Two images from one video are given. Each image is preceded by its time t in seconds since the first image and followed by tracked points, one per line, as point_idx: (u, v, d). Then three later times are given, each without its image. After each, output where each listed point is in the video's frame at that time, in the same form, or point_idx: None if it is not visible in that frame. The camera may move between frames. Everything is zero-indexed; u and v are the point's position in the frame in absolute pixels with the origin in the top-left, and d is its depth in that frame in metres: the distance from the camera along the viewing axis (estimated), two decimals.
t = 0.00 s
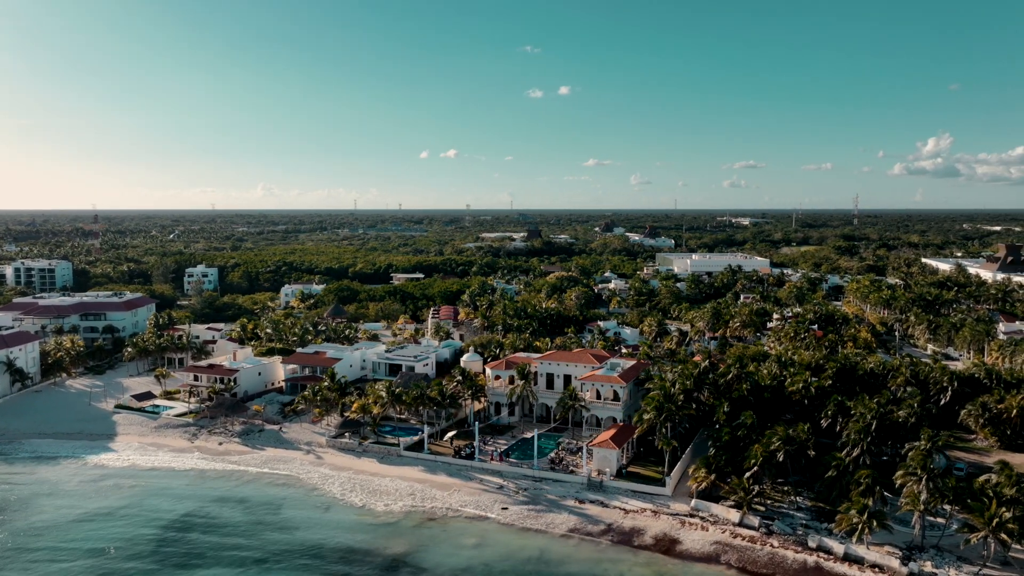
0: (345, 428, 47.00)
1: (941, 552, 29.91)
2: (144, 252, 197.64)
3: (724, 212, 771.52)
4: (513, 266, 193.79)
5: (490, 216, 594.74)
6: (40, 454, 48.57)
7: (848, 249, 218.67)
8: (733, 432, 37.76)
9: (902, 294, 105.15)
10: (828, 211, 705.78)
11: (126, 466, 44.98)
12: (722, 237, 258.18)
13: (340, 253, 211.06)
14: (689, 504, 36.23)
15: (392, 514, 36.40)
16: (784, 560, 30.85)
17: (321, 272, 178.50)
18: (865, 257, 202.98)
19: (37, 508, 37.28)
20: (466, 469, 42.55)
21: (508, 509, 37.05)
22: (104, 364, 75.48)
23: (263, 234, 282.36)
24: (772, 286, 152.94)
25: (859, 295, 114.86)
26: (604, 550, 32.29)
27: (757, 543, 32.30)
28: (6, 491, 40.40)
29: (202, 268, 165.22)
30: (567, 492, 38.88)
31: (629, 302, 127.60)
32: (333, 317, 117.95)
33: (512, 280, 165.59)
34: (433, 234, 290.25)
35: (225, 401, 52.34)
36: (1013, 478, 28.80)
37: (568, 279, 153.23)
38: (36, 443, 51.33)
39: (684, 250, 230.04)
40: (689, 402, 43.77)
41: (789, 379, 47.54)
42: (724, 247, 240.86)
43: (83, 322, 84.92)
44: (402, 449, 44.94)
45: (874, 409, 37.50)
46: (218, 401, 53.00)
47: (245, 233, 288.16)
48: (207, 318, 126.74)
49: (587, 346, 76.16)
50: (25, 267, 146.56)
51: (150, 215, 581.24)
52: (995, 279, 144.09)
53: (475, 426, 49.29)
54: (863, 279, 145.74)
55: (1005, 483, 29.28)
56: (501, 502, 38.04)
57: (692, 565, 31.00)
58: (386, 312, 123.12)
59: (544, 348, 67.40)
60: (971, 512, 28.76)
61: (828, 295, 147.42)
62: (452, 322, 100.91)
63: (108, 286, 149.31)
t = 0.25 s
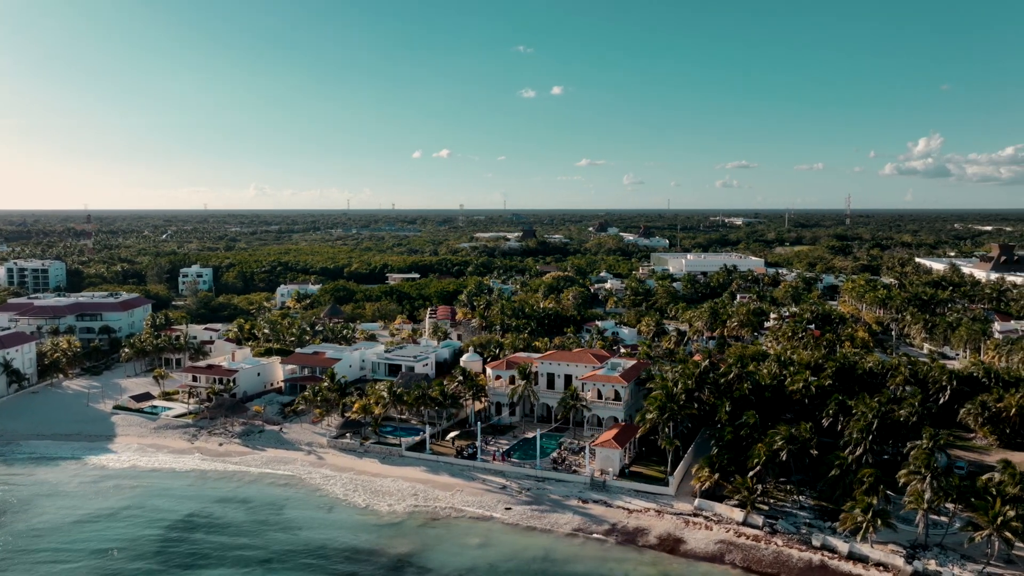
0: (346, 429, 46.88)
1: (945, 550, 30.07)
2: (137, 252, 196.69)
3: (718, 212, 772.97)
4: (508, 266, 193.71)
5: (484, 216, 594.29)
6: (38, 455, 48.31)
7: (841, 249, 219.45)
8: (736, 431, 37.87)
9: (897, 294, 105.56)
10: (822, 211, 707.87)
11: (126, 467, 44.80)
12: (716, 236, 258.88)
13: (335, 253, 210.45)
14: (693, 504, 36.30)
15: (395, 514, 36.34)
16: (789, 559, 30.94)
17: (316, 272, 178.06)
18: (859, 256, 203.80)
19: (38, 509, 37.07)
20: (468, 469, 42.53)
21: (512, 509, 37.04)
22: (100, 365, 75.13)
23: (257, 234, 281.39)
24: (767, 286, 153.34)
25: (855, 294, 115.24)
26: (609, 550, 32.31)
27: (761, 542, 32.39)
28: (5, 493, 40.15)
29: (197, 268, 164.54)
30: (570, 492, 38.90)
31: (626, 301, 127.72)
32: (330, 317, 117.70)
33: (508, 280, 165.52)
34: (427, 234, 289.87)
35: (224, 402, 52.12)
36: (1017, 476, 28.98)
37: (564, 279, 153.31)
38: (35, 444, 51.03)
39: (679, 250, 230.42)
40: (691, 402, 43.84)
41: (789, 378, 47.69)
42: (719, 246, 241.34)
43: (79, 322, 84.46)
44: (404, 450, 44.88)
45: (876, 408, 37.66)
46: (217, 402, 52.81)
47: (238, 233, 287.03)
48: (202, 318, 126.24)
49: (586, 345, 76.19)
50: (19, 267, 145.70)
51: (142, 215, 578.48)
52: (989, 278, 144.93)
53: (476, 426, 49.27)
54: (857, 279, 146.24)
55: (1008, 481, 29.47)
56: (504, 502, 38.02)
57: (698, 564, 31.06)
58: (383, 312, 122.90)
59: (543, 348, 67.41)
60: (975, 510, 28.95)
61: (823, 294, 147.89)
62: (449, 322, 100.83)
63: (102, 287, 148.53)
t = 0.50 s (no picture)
0: (347, 430, 46.76)
1: (949, 549, 30.23)
2: (130, 253, 195.67)
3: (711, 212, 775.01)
4: (504, 266, 193.73)
5: (478, 216, 594.13)
6: (37, 457, 47.93)
7: (835, 249, 220.42)
8: (739, 431, 37.94)
9: (892, 293, 106.11)
10: (814, 211, 710.70)
11: (126, 468, 44.52)
12: (710, 236, 259.64)
13: (329, 253, 209.87)
14: (696, 503, 36.38)
15: (399, 515, 36.24)
16: (793, 557, 31.05)
17: (311, 272, 177.62)
18: (852, 256, 204.82)
19: (39, 511, 36.85)
20: (471, 470, 42.49)
21: (516, 509, 37.03)
22: (97, 366, 74.73)
23: (250, 234, 280.31)
24: (762, 286, 153.87)
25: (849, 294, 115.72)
26: (615, 549, 32.31)
27: (765, 541, 32.47)
28: (5, 494, 39.89)
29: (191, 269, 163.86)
30: (573, 492, 38.90)
31: (622, 301, 127.87)
32: (326, 317, 117.46)
33: (503, 280, 165.47)
34: (421, 234, 289.51)
35: (224, 402, 51.87)
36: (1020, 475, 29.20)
37: (560, 279, 153.42)
38: (32, 446, 50.62)
39: (674, 250, 230.99)
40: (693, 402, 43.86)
41: (789, 377, 47.82)
42: (713, 246, 241.96)
43: (74, 323, 83.98)
44: (406, 450, 44.81)
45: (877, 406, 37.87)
46: (217, 403, 52.60)
47: (231, 233, 285.89)
48: (198, 319, 125.74)
49: (584, 345, 76.28)
50: (11, 268, 144.80)
51: (132, 215, 575.29)
52: (981, 277, 145.94)
53: (477, 426, 49.23)
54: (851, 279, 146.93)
55: (1012, 479, 29.70)
56: (508, 502, 37.99)
57: (704, 563, 31.11)
58: (380, 313, 122.68)
59: (542, 348, 67.44)
60: (979, 509, 29.12)
61: (818, 294, 148.50)
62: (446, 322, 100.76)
63: (96, 287, 147.72)
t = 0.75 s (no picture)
0: (349, 430, 46.67)
1: (953, 547, 30.40)
2: (122, 253, 194.55)
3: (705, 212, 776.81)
4: (499, 266, 193.68)
5: (472, 216, 594.03)
6: (35, 458, 47.61)
7: (828, 248, 221.35)
8: (742, 431, 38.02)
9: (887, 293, 106.57)
10: (807, 211, 713.75)
11: (126, 470, 44.27)
12: (704, 236, 260.31)
13: (323, 253, 209.28)
14: (700, 502, 36.43)
15: (403, 516, 36.17)
16: (798, 556, 31.16)
17: (306, 272, 177.14)
18: (846, 256, 205.71)
19: (40, 513, 36.60)
20: (473, 470, 42.44)
21: (520, 509, 37.03)
22: (93, 367, 74.31)
23: (243, 234, 279.09)
24: (756, 285, 154.31)
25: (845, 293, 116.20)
26: (620, 549, 32.37)
27: (770, 540, 32.57)
28: (5, 496, 39.61)
29: (185, 269, 163.16)
30: (576, 491, 38.93)
31: (618, 301, 128.05)
32: (323, 317, 117.23)
33: (499, 280, 165.51)
34: (415, 234, 289.08)
35: (224, 403, 51.68)
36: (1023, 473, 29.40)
37: (556, 279, 153.51)
38: (31, 447, 50.31)
39: (668, 250, 231.40)
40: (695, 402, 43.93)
41: (790, 376, 47.97)
42: (707, 246, 242.53)
43: (69, 324, 83.49)
44: (408, 451, 44.73)
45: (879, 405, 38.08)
46: (217, 403, 52.38)
47: (224, 233, 284.61)
48: (193, 319, 125.16)
49: (583, 345, 76.39)
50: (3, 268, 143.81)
51: (123, 215, 572.21)
52: (974, 277, 146.83)
53: (478, 426, 49.21)
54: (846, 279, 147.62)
55: (1015, 477, 29.89)
56: (511, 502, 37.99)
57: (710, 563, 31.16)
58: (376, 313, 122.50)
59: (541, 348, 67.48)
60: (983, 507, 29.29)
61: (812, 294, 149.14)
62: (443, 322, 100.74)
63: (89, 287, 146.88)
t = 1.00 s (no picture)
0: (350, 431, 46.55)
1: (956, 545, 30.55)
2: (116, 253, 193.53)
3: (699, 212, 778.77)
4: (494, 266, 193.58)
5: (466, 216, 593.61)
6: (34, 460, 47.32)
7: (822, 248, 222.06)
8: (745, 430, 38.08)
9: (883, 292, 106.94)
10: (799, 211, 715.24)
11: (126, 471, 44.05)
12: (699, 236, 260.78)
13: (318, 253, 208.69)
14: (703, 502, 36.50)
15: (407, 516, 36.10)
16: (803, 555, 31.23)
17: (301, 272, 176.65)
18: (840, 255, 206.42)
19: (41, 514, 36.35)
20: (476, 470, 42.43)
21: (524, 509, 37.00)
22: (89, 368, 73.93)
23: (237, 234, 277.92)
24: (752, 285, 154.65)
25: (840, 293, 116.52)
26: (625, 548, 32.39)
27: (774, 539, 32.64)
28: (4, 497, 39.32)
29: (179, 269, 162.45)
30: (580, 491, 38.92)
31: (615, 301, 128.12)
32: (319, 318, 116.95)
33: (495, 280, 165.42)
34: (409, 234, 288.64)
35: (224, 404, 51.48)
36: None
37: (552, 278, 153.50)
38: (29, 447, 49.99)
39: (663, 250, 231.79)
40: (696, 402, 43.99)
41: (790, 375, 48.08)
42: (702, 246, 242.99)
43: (65, 324, 83.01)
44: (410, 451, 44.66)
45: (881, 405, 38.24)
46: (217, 404, 52.17)
47: (217, 233, 283.40)
48: (188, 320, 124.58)
49: (582, 344, 76.43)
50: None
51: (115, 215, 569.31)
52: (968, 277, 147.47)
53: (479, 426, 49.18)
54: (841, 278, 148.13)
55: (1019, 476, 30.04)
56: (515, 502, 37.97)
57: (715, 562, 31.20)
58: (373, 313, 122.27)
59: (540, 347, 67.46)
60: (987, 506, 29.41)
61: (808, 293, 149.55)
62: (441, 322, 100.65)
63: (83, 288, 146.06)
